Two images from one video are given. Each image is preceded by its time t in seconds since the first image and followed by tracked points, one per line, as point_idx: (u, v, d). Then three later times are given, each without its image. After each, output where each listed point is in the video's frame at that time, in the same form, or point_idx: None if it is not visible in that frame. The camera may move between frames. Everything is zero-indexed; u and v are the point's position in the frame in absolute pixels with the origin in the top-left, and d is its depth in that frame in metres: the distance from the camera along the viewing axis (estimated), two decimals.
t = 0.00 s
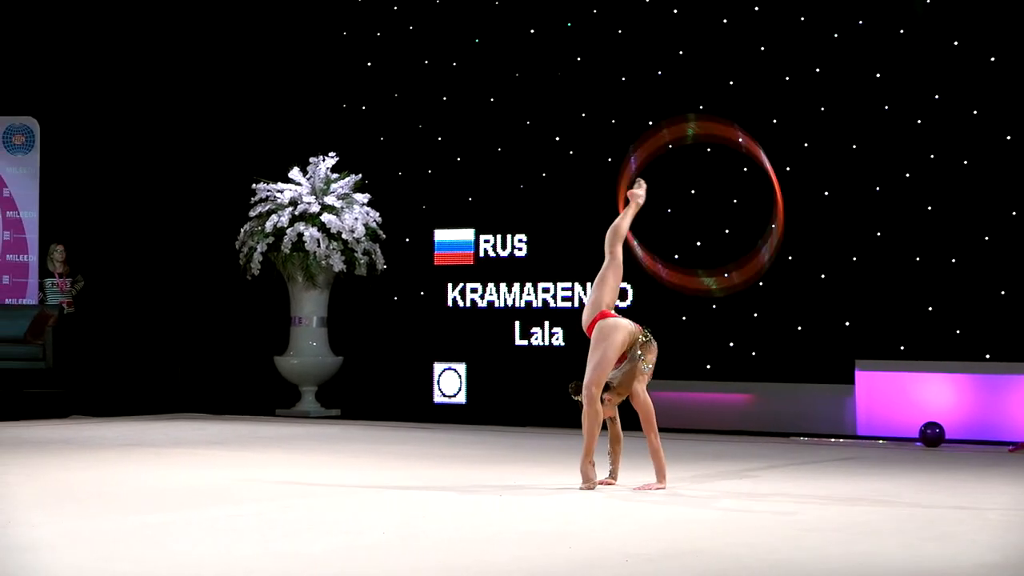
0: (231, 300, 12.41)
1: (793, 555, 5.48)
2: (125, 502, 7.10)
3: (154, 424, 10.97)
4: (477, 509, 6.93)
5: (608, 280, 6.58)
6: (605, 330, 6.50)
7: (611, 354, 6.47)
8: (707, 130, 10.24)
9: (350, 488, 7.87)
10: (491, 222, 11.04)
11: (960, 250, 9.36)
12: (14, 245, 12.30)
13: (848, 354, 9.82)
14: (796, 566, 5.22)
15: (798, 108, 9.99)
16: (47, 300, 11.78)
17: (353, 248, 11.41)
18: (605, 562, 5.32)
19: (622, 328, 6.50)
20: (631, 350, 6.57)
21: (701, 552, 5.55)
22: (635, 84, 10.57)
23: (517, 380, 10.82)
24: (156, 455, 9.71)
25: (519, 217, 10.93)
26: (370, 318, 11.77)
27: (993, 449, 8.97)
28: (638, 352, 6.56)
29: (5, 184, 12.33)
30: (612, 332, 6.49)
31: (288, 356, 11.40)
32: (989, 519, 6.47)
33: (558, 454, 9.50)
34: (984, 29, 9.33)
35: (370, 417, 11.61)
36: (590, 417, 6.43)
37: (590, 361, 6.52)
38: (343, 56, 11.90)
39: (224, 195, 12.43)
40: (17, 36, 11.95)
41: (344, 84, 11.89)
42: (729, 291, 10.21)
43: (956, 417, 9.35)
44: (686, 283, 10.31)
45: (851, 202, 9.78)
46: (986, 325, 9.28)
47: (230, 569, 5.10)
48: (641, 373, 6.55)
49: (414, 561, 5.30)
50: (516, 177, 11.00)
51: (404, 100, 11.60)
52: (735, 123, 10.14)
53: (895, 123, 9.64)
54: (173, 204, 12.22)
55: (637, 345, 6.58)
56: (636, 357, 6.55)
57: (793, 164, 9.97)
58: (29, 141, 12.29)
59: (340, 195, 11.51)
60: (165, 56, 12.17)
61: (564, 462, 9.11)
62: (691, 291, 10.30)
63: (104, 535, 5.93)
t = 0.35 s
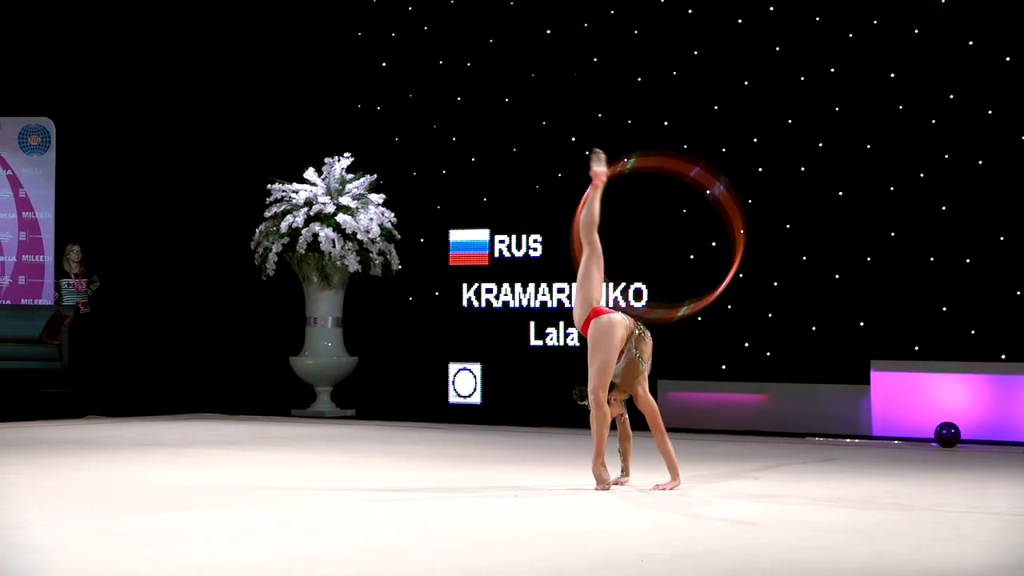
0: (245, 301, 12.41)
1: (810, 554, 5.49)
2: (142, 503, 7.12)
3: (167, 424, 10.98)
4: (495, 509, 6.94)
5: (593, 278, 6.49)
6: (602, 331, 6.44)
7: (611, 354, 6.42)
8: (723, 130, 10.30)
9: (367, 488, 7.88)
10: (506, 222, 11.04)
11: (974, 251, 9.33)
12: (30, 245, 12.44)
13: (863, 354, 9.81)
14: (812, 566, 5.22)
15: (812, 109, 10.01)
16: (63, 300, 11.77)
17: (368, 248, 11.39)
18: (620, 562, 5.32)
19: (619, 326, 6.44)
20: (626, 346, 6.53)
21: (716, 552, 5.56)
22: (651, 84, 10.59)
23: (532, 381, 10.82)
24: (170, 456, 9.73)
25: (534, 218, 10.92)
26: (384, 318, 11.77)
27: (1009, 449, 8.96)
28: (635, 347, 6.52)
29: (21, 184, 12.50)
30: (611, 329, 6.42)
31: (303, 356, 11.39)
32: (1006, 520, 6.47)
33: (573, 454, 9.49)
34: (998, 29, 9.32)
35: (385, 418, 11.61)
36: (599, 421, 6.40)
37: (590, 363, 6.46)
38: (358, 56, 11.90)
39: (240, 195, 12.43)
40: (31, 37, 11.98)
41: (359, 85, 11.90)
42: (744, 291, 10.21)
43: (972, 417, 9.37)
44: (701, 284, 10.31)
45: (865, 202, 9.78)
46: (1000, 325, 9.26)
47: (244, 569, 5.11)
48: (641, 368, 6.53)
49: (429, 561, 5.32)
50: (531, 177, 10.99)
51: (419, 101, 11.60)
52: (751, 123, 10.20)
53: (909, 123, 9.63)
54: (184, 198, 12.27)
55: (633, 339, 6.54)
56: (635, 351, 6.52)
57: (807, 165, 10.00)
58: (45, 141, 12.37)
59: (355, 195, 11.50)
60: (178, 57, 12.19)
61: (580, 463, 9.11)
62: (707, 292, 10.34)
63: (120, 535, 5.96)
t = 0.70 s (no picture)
0: (257, 300, 12.40)
1: (820, 554, 5.49)
2: (153, 502, 7.15)
3: (177, 424, 10.99)
4: (508, 509, 6.96)
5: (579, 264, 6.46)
6: (594, 327, 6.38)
7: (609, 351, 6.38)
8: (733, 130, 10.33)
9: (379, 488, 7.89)
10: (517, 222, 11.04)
11: (985, 251, 9.32)
12: (42, 245, 12.46)
13: (873, 354, 9.80)
14: (822, 566, 5.23)
15: (823, 108, 10.00)
16: (75, 300, 11.81)
17: (379, 248, 11.39)
18: (629, 562, 5.33)
19: (611, 319, 6.37)
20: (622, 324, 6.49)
21: (726, 551, 5.57)
22: (662, 84, 10.61)
23: (543, 381, 10.83)
24: (181, 455, 9.74)
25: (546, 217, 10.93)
26: (396, 318, 11.77)
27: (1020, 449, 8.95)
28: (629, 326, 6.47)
29: (33, 185, 12.50)
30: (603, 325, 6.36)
31: (314, 356, 11.38)
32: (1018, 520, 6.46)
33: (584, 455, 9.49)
34: (1009, 29, 9.30)
35: (396, 418, 11.61)
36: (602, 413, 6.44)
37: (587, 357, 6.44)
38: (369, 56, 11.90)
39: (251, 195, 12.43)
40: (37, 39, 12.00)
41: (369, 85, 11.90)
42: (754, 292, 10.24)
43: (983, 417, 9.32)
44: (710, 284, 10.37)
45: (875, 202, 9.78)
46: (1010, 325, 9.26)
47: (257, 568, 5.13)
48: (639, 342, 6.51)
49: (441, 561, 5.33)
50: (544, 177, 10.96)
51: (429, 100, 11.60)
52: (762, 124, 10.22)
53: (920, 123, 9.62)
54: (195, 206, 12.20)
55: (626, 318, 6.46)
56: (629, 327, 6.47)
57: (818, 165, 10.01)
58: (56, 141, 12.33)
59: (366, 195, 11.49)
60: (188, 57, 12.16)
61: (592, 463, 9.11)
62: (717, 291, 10.36)
63: (131, 534, 5.99)
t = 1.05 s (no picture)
0: (270, 300, 12.40)
1: (837, 554, 5.49)
2: (169, 502, 7.16)
3: (190, 424, 11.00)
4: (524, 509, 6.95)
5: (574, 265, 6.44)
6: (592, 331, 6.35)
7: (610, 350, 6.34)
8: (745, 130, 10.33)
9: (394, 488, 7.90)
10: (530, 222, 11.05)
11: (999, 250, 9.30)
12: (56, 245, 12.82)
13: (886, 354, 9.80)
14: (838, 566, 5.23)
15: (836, 108, 10.00)
16: (90, 301, 11.99)
17: (392, 248, 11.37)
18: (644, 562, 5.33)
19: (604, 323, 6.31)
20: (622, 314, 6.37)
21: (742, 551, 5.56)
22: (675, 84, 10.61)
23: (556, 381, 10.82)
24: (195, 455, 9.75)
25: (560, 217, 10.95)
26: (409, 318, 11.77)
27: None
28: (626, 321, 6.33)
29: (47, 185, 12.91)
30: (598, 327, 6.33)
31: (327, 356, 11.39)
32: None
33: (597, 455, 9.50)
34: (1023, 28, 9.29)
35: (408, 418, 11.62)
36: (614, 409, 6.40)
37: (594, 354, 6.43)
38: (382, 56, 11.91)
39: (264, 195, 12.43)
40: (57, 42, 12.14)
41: (382, 85, 11.91)
42: (767, 292, 10.23)
43: (995, 417, 9.30)
44: (723, 284, 10.39)
45: (889, 201, 9.77)
46: None
47: (273, 568, 5.13)
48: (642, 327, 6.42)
49: (457, 561, 5.31)
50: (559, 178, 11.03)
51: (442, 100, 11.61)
52: (776, 123, 10.22)
53: (933, 122, 9.60)
54: (211, 206, 12.17)
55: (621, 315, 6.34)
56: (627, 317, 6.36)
57: (832, 165, 10.00)
58: (70, 141, 12.77)
59: (379, 195, 11.50)
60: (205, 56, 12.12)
61: (606, 464, 9.11)
62: (731, 291, 10.36)
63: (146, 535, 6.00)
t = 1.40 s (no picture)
0: (282, 300, 12.45)
1: (852, 554, 5.49)
2: (184, 501, 7.19)
3: (203, 424, 11.02)
4: (539, 509, 6.97)
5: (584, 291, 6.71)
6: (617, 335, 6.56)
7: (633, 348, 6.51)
8: (757, 130, 10.33)
9: (409, 488, 7.91)
10: (545, 222, 11.07)
11: (1012, 251, 9.28)
12: (69, 245, 12.93)
13: (900, 354, 9.77)
14: (852, 566, 5.23)
15: (849, 108, 9.99)
16: (103, 300, 12.11)
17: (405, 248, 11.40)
18: (658, 561, 5.32)
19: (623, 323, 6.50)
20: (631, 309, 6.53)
21: (757, 551, 5.56)
22: (687, 84, 10.61)
23: (570, 381, 10.84)
24: (210, 454, 9.79)
25: (573, 217, 10.95)
26: (422, 318, 11.79)
27: None
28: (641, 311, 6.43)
29: (61, 185, 13.02)
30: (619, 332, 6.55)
31: (340, 356, 11.40)
32: None
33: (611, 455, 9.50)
34: None
35: (422, 417, 11.63)
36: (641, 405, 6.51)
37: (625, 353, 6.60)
38: (395, 56, 11.92)
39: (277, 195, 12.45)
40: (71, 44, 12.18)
41: (395, 85, 11.92)
42: (780, 292, 10.23)
43: (1009, 417, 9.27)
44: (736, 284, 10.38)
45: (901, 201, 9.75)
46: None
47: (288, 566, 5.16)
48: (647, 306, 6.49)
49: (472, 561, 5.31)
50: (573, 178, 11.01)
51: (455, 100, 11.62)
52: (788, 123, 10.21)
53: (946, 122, 9.58)
54: (222, 202, 12.18)
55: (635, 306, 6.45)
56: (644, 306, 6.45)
57: (844, 164, 9.99)
58: (83, 142, 12.90)
59: (393, 195, 11.48)
60: (219, 56, 12.12)
61: (621, 464, 9.12)
62: (744, 291, 10.36)
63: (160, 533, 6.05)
